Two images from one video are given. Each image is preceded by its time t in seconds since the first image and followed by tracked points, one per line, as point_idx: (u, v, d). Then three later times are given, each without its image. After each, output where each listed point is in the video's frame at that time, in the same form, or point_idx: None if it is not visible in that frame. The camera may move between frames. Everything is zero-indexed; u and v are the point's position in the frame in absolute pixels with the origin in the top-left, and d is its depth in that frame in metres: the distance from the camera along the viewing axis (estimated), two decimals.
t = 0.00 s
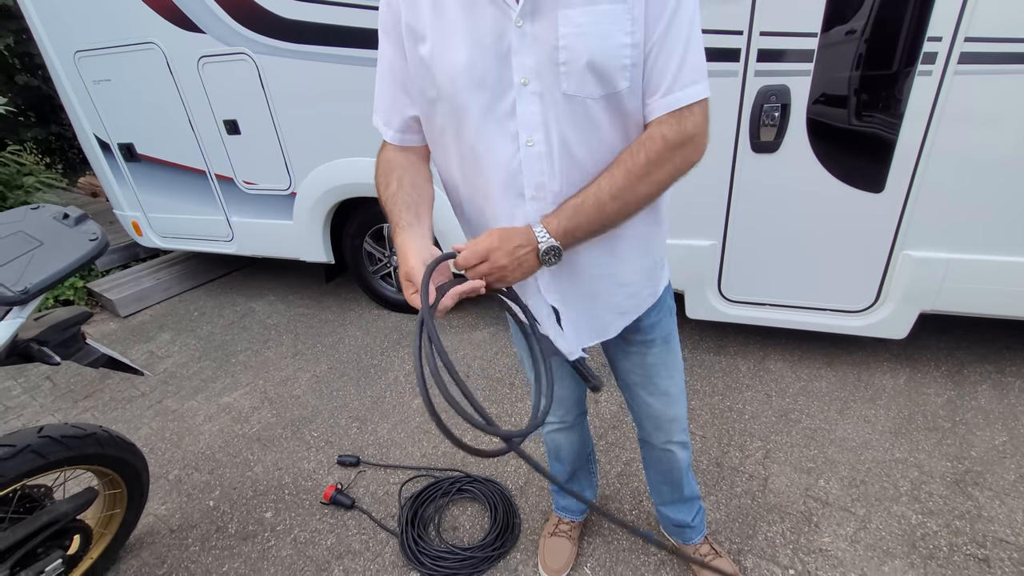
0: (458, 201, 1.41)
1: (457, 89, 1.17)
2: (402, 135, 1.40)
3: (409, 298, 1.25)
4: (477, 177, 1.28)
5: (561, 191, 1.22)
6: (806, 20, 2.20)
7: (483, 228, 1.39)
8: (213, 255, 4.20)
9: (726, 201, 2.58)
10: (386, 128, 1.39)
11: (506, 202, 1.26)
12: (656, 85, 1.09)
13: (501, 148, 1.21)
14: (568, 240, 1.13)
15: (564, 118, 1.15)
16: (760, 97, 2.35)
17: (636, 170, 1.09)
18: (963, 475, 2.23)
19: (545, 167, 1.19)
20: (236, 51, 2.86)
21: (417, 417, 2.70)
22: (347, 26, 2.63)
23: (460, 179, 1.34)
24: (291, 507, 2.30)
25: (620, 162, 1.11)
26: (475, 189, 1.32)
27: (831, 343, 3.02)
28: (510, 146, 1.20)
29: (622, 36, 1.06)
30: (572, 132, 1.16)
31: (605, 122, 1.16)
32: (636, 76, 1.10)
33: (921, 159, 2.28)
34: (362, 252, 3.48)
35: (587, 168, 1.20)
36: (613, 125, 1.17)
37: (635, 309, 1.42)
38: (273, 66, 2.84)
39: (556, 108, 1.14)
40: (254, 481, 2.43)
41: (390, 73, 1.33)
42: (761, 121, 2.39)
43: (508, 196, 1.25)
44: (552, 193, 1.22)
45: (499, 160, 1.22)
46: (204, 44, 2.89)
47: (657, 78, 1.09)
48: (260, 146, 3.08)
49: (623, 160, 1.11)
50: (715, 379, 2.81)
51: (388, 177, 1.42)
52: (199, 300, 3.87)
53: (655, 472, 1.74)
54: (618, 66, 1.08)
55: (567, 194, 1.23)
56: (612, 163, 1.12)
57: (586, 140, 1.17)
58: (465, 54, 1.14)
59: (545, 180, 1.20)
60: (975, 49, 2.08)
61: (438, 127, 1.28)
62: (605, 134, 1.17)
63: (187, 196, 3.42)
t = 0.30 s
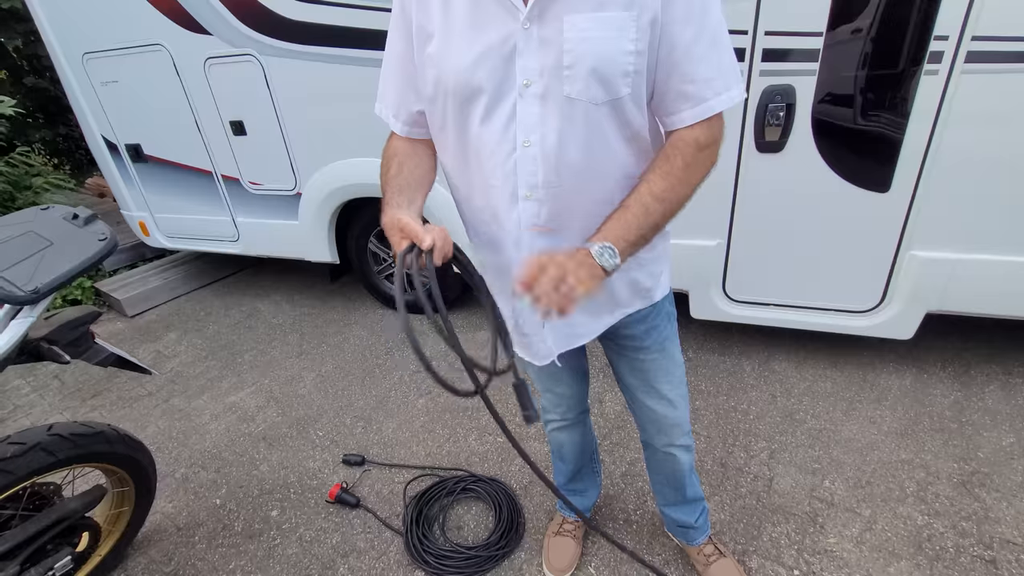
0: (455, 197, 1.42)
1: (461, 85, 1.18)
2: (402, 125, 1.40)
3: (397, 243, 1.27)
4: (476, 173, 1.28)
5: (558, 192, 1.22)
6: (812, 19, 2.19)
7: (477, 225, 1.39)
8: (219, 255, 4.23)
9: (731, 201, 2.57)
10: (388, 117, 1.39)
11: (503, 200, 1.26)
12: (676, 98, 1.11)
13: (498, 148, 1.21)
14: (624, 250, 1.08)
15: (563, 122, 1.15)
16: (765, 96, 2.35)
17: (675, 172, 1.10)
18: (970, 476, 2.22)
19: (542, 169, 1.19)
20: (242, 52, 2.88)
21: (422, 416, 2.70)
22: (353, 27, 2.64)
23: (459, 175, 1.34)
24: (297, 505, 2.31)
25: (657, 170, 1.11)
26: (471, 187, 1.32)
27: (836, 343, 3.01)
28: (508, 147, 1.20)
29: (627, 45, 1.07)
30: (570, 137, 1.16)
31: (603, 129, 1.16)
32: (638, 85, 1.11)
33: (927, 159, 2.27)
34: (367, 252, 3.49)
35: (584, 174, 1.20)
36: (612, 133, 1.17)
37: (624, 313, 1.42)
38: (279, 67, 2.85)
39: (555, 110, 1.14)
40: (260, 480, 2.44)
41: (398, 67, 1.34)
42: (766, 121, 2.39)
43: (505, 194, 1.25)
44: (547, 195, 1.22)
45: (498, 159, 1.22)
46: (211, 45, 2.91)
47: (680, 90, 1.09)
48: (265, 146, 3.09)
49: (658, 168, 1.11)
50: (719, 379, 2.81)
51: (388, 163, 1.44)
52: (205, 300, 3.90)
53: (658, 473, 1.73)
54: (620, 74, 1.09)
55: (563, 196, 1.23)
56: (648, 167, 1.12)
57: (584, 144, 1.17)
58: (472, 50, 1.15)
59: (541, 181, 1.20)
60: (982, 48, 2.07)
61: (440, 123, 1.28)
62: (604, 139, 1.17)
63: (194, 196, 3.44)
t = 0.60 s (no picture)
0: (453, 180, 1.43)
1: (467, 71, 1.20)
2: (401, 94, 1.44)
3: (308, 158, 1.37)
4: (471, 161, 1.29)
5: (545, 189, 1.22)
6: (817, 18, 2.18)
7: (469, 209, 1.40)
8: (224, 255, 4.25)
9: (736, 201, 2.57)
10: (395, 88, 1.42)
11: (494, 188, 1.27)
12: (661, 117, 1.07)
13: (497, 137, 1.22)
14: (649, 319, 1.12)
15: (557, 122, 1.15)
16: (770, 95, 2.34)
17: (665, 230, 1.07)
18: (976, 477, 2.21)
19: (532, 165, 1.20)
20: (248, 53, 2.89)
21: (426, 416, 2.71)
22: (357, 28, 2.64)
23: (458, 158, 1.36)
24: (302, 504, 2.32)
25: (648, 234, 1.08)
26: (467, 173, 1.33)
27: (841, 343, 3.00)
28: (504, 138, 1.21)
29: (625, 58, 1.06)
30: (563, 137, 1.16)
31: (595, 136, 1.15)
32: (632, 101, 1.10)
33: (934, 159, 2.26)
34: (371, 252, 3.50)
35: (572, 176, 1.20)
36: (604, 142, 1.16)
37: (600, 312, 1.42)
38: (284, 68, 2.86)
39: (551, 109, 1.15)
40: (265, 478, 2.45)
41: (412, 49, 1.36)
42: (772, 121, 2.38)
43: (496, 183, 1.26)
44: (535, 191, 1.22)
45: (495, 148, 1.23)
46: (217, 46, 2.92)
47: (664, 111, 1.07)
48: (271, 147, 3.10)
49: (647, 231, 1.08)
50: (724, 380, 2.80)
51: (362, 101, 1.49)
52: (211, 300, 3.91)
53: (660, 474, 1.73)
54: (613, 88, 1.08)
55: (550, 194, 1.22)
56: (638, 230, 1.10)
57: (576, 146, 1.17)
58: (481, 40, 1.17)
59: (530, 176, 1.21)
60: (989, 46, 2.06)
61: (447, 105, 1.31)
62: (595, 147, 1.17)
63: (200, 196, 3.45)
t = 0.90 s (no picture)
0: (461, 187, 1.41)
1: (477, 77, 1.19)
2: (405, 113, 1.42)
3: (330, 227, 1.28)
4: (486, 165, 1.28)
5: (567, 187, 1.22)
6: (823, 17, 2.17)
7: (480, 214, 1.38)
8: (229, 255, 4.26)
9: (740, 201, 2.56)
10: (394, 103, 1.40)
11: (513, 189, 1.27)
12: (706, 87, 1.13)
13: (513, 139, 1.21)
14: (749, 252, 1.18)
15: (578, 119, 1.15)
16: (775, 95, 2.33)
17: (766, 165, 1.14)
18: (983, 479, 2.19)
19: (552, 162, 1.20)
20: (253, 54, 2.90)
21: (430, 415, 2.71)
22: (361, 28, 2.65)
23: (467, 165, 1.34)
24: (306, 503, 2.32)
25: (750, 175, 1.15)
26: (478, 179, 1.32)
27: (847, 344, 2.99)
28: (522, 138, 1.21)
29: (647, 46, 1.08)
30: (584, 133, 1.16)
31: (616, 130, 1.15)
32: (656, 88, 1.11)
33: (942, 158, 2.24)
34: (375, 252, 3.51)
35: (592, 173, 1.20)
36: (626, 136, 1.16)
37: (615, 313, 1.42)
38: (288, 68, 2.87)
39: (570, 106, 1.15)
40: (270, 478, 2.45)
41: (411, 59, 1.34)
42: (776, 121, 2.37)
43: (514, 184, 1.26)
44: (557, 189, 1.22)
45: (511, 150, 1.23)
46: (222, 46, 2.93)
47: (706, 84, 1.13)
48: (275, 147, 3.11)
49: (754, 169, 1.14)
50: (728, 380, 2.79)
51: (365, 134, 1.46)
52: (215, 300, 3.93)
53: (664, 474, 1.72)
54: (637, 75, 1.10)
55: (572, 191, 1.22)
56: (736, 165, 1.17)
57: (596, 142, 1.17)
58: (491, 44, 1.16)
59: (551, 174, 1.21)
60: (997, 44, 2.04)
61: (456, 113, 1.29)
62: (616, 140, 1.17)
63: (205, 197, 3.47)
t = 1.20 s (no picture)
0: (486, 193, 1.39)
1: (498, 73, 1.17)
2: (422, 128, 1.40)
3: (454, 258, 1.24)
4: (513, 162, 1.26)
5: (603, 172, 1.21)
6: (827, 16, 2.16)
7: (511, 217, 1.35)
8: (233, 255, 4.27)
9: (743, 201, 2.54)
10: (407, 118, 1.38)
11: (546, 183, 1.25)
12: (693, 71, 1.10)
13: (539, 132, 1.20)
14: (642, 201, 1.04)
15: (605, 101, 1.15)
16: (779, 94, 2.32)
17: (705, 121, 1.05)
18: (990, 482, 2.17)
19: (585, 150, 1.19)
20: (255, 54, 2.90)
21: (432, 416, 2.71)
22: (364, 28, 2.64)
23: (491, 167, 1.32)
24: (308, 504, 2.32)
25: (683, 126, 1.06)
26: (505, 178, 1.30)
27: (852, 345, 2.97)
28: (549, 130, 1.19)
29: (663, 19, 1.08)
30: (612, 116, 1.16)
31: (643, 107, 1.16)
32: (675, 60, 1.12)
33: (948, 157, 2.22)
34: (378, 253, 3.51)
35: (626, 154, 1.20)
36: (652, 112, 1.17)
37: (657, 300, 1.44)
38: (291, 68, 2.87)
39: (595, 90, 1.15)
40: (272, 478, 2.45)
41: (422, 65, 1.33)
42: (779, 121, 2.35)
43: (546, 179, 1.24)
44: (593, 176, 1.21)
45: (539, 144, 1.21)
46: (225, 47, 2.93)
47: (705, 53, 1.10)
48: (278, 147, 3.11)
49: (688, 124, 1.05)
50: (732, 381, 2.78)
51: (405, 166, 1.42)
52: (219, 299, 3.94)
53: (672, 474, 1.72)
54: (657, 49, 1.10)
55: (608, 175, 1.22)
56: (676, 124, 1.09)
57: (626, 123, 1.17)
58: (507, 38, 1.15)
59: (586, 162, 1.20)
60: (1004, 43, 2.02)
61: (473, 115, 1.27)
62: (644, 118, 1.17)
63: (208, 197, 3.47)
